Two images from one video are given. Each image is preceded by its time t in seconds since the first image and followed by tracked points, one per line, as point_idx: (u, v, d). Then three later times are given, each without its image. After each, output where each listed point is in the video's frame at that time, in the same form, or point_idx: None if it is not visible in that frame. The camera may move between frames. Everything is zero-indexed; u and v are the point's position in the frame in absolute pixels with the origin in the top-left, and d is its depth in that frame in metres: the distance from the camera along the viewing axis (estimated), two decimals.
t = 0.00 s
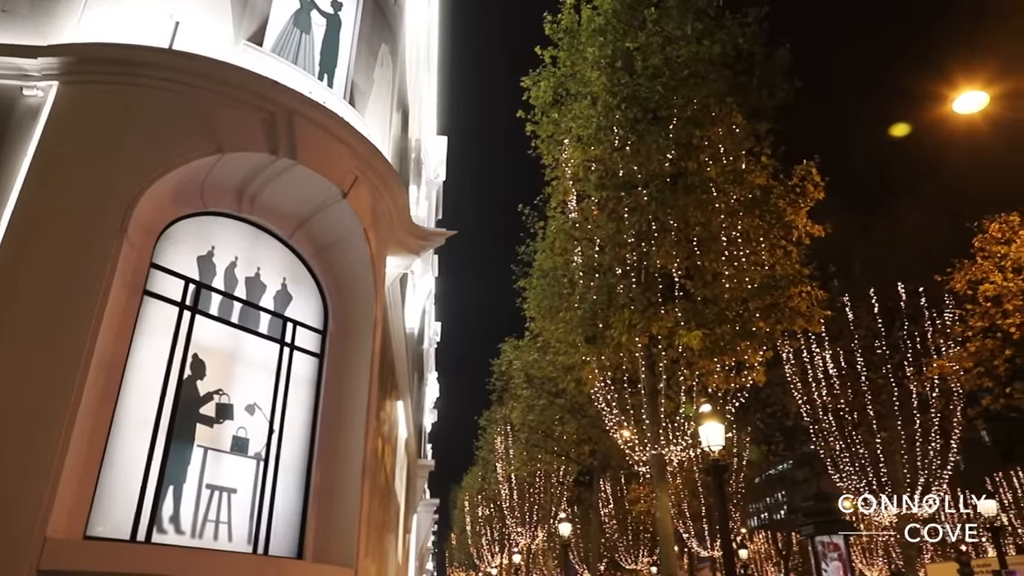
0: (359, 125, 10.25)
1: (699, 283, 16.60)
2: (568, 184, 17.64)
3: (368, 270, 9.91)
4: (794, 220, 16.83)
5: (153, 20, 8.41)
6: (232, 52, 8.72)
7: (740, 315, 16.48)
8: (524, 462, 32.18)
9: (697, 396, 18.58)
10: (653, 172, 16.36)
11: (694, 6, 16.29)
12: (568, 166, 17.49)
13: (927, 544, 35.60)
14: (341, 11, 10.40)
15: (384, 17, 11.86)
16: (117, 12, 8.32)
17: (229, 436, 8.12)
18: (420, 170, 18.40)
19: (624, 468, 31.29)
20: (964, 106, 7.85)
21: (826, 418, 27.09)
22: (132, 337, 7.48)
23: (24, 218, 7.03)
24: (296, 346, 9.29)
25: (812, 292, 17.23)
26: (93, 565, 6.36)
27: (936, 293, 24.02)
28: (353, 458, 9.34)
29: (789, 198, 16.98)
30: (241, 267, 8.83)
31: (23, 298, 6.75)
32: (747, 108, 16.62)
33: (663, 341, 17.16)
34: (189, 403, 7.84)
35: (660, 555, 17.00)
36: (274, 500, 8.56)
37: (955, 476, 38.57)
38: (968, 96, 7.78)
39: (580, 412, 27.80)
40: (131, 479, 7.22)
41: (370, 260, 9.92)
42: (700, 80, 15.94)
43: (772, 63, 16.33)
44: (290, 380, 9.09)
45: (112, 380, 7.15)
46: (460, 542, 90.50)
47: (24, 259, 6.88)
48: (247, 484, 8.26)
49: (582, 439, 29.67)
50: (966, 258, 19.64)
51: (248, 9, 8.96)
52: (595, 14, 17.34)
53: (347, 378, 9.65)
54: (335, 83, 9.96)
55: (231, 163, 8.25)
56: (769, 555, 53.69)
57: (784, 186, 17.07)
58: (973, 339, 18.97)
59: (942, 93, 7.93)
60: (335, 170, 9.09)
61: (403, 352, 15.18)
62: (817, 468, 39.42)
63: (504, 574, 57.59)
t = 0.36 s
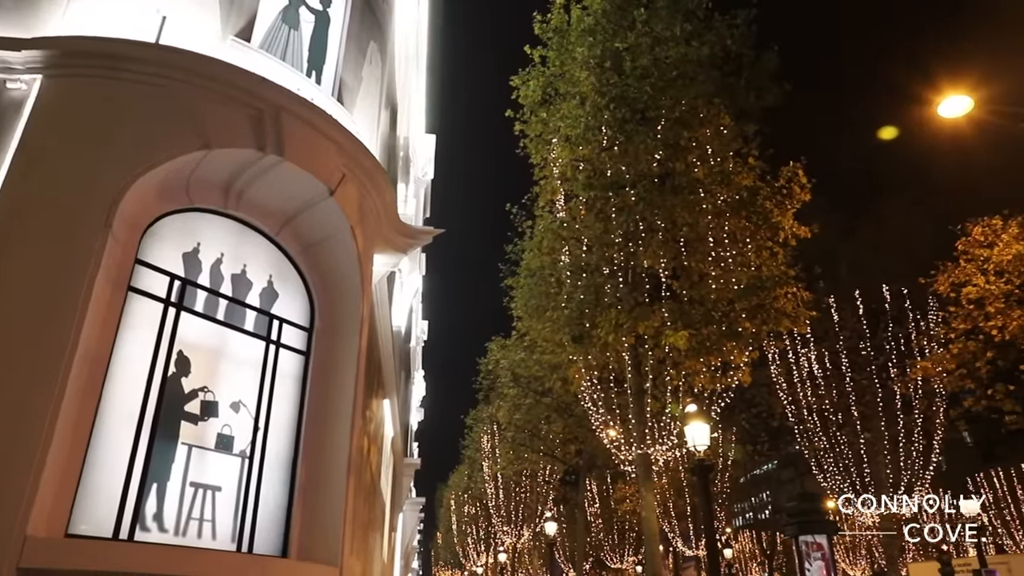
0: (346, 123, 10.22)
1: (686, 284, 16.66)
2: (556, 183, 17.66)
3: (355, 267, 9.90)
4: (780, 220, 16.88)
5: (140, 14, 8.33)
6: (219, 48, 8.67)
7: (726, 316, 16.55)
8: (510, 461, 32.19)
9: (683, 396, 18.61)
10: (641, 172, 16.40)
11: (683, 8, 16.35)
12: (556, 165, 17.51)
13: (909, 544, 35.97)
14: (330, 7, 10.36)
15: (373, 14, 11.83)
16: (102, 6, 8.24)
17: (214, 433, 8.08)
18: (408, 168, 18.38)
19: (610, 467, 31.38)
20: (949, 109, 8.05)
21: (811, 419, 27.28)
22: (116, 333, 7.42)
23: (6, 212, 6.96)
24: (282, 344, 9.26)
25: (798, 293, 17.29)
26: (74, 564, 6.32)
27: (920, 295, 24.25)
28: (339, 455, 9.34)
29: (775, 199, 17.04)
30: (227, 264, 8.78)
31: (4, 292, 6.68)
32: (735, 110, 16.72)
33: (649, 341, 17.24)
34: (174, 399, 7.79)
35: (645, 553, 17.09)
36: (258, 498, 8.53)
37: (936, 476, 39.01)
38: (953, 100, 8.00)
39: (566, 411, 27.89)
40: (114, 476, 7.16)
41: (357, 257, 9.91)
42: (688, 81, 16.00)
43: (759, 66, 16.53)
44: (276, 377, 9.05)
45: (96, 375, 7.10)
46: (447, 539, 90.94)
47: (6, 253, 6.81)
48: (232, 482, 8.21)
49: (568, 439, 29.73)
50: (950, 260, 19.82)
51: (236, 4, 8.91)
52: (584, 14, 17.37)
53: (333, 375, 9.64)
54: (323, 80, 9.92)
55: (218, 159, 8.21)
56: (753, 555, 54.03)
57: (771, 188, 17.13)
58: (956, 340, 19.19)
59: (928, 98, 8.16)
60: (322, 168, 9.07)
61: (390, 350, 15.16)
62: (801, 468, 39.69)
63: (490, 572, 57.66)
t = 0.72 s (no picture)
0: (333, 119, 10.18)
1: (671, 284, 16.70)
2: (542, 183, 17.65)
3: (341, 264, 9.87)
4: (765, 222, 16.95)
5: (124, 6, 8.24)
6: (204, 42, 8.60)
7: (711, 316, 16.60)
8: (495, 459, 32.15)
9: (668, 395, 18.68)
10: (628, 172, 16.44)
11: (671, 9, 16.39)
12: (542, 164, 17.50)
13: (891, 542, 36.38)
14: (317, 3, 10.30)
15: (361, 11, 11.79)
16: None
17: (197, 431, 8.03)
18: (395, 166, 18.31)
19: (595, 466, 31.42)
20: (933, 111, 8.19)
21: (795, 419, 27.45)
22: (98, 328, 7.34)
23: None
24: (266, 341, 9.21)
25: (782, 294, 17.32)
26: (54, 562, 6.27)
27: (903, 297, 24.61)
28: (323, 452, 9.32)
29: (760, 201, 17.13)
30: (212, 260, 8.72)
31: None
32: (721, 111, 16.80)
33: (635, 341, 17.30)
34: (157, 396, 7.73)
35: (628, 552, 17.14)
36: (241, 496, 8.49)
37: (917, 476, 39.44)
38: (937, 103, 8.15)
39: (552, 410, 27.97)
40: (95, 473, 7.10)
41: (343, 255, 9.88)
42: (675, 82, 16.05)
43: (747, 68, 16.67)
44: (259, 374, 9.00)
45: (77, 372, 7.03)
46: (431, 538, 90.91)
47: None
48: (214, 479, 8.17)
49: (553, 438, 29.73)
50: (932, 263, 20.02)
51: None
52: (572, 14, 17.38)
53: (318, 373, 9.61)
54: (310, 77, 9.87)
55: (203, 154, 8.15)
56: (737, 553, 54.40)
57: (756, 189, 17.22)
58: (937, 342, 19.41)
59: (912, 101, 8.29)
60: (309, 164, 9.04)
61: (375, 349, 15.10)
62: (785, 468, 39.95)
63: (474, 571, 57.60)
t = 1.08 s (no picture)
0: (319, 115, 10.13)
1: (656, 284, 16.74)
2: (528, 181, 17.60)
3: (325, 260, 9.83)
4: (750, 223, 17.06)
5: None
6: (189, 36, 8.53)
7: (695, 315, 16.70)
8: (479, 457, 32.12)
9: (651, 394, 18.74)
10: (613, 171, 16.50)
11: (658, 10, 16.43)
12: (528, 163, 17.46)
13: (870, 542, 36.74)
14: None
15: (347, 6, 11.74)
16: None
17: (178, 427, 7.98)
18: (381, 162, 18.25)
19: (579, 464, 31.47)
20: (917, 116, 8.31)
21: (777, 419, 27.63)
22: (78, 324, 7.25)
23: None
24: (249, 337, 9.15)
25: (766, 294, 17.37)
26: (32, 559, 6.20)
27: (885, 298, 24.89)
28: (305, 449, 9.29)
29: (745, 202, 17.22)
30: (194, 256, 8.64)
31: None
32: (707, 112, 16.90)
33: (619, 340, 17.36)
34: (137, 392, 7.66)
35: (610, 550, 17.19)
36: (222, 493, 8.45)
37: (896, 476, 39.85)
38: (919, 108, 8.27)
39: (535, 409, 28.03)
40: (74, 469, 7.02)
41: (328, 251, 9.84)
42: (661, 83, 16.10)
43: (733, 70, 16.78)
44: (242, 371, 8.95)
45: (56, 367, 6.92)
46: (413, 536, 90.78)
47: None
48: (195, 476, 8.13)
49: (537, 436, 29.74)
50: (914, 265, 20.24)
51: None
52: (560, 13, 17.38)
53: (301, 369, 9.57)
54: (296, 72, 9.82)
55: (187, 149, 8.09)
56: (719, 552, 54.74)
57: (740, 190, 17.32)
58: (918, 344, 19.62)
59: (896, 105, 8.42)
60: (294, 160, 9.00)
61: (359, 346, 15.06)
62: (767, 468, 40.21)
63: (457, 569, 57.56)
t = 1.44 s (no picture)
0: (304, 110, 10.08)
1: (640, 284, 16.79)
2: (513, 179, 17.56)
3: (309, 256, 9.78)
4: (733, 223, 17.12)
5: None
6: (174, 28, 8.41)
7: (679, 315, 16.73)
8: (462, 455, 32.09)
9: (634, 393, 18.80)
10: (599, 170, 16.54)
11: (646, 10, 16.48)
12: (514, 161, 17.41)
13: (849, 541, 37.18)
14: None
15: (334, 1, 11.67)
16: None
17: (159, 422, 7.92)
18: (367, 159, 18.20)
19: (562, 463, 31.53)
20: (899, 119, 8.41)
21: (759, 419, 27.77)
22: (57, 317, 7.16)
23: None
24: (231, 333, 9.08)
25: (749, 295, 17.43)
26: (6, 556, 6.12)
27: (866, 300, 25.26)
28: (287, 446, 9.24)
29: (729, 202, 17.30)
30: (177, 250, 8.56)
31: None
32: (693, 112, 17.01)
33: (603, 339, 17.42)
34: (117, 386, 7.58)
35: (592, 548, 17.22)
36: (202, 490, 8.39)
37: (876, 476, 40.26)
38: (902, 112, 8.40)
39: (519, 407, 28.09)
40: (52, 463, 6.93)
41: (312, 246, 9.79)
42: (648, 83, 16.19)
43: (719, 71, 16.89)
44: (224, 366, 8.88)
45: (34, 360, 6.82)
46: (396, 536, 90.78)
47: None
48: (175, 472, 8.08)
49: (520, 434, 29.76)
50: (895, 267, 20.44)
51: None
52: (547, 11, 17.38)
53: (284, 366, 9.52)
54: (281, 66, 9.77)
55: (170, 142, 8.02)
56: (700, 551, 55.08)
57: (725, 191, 17.40)
58: (898, 345, 19.82)
59: (879, 108, 8.55)
60: (278, 154, 8.94)
61: (343, 343, 15.01)
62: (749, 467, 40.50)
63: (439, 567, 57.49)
